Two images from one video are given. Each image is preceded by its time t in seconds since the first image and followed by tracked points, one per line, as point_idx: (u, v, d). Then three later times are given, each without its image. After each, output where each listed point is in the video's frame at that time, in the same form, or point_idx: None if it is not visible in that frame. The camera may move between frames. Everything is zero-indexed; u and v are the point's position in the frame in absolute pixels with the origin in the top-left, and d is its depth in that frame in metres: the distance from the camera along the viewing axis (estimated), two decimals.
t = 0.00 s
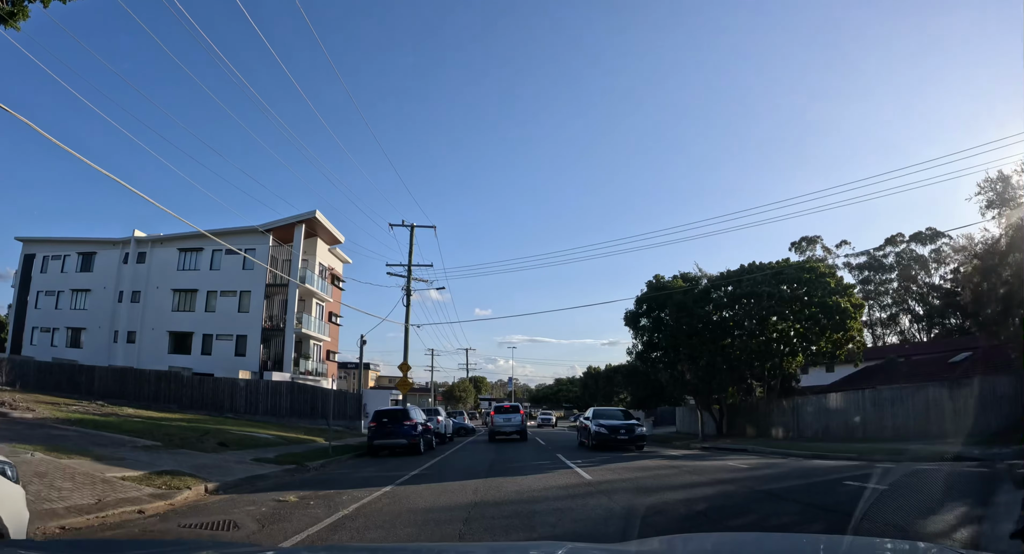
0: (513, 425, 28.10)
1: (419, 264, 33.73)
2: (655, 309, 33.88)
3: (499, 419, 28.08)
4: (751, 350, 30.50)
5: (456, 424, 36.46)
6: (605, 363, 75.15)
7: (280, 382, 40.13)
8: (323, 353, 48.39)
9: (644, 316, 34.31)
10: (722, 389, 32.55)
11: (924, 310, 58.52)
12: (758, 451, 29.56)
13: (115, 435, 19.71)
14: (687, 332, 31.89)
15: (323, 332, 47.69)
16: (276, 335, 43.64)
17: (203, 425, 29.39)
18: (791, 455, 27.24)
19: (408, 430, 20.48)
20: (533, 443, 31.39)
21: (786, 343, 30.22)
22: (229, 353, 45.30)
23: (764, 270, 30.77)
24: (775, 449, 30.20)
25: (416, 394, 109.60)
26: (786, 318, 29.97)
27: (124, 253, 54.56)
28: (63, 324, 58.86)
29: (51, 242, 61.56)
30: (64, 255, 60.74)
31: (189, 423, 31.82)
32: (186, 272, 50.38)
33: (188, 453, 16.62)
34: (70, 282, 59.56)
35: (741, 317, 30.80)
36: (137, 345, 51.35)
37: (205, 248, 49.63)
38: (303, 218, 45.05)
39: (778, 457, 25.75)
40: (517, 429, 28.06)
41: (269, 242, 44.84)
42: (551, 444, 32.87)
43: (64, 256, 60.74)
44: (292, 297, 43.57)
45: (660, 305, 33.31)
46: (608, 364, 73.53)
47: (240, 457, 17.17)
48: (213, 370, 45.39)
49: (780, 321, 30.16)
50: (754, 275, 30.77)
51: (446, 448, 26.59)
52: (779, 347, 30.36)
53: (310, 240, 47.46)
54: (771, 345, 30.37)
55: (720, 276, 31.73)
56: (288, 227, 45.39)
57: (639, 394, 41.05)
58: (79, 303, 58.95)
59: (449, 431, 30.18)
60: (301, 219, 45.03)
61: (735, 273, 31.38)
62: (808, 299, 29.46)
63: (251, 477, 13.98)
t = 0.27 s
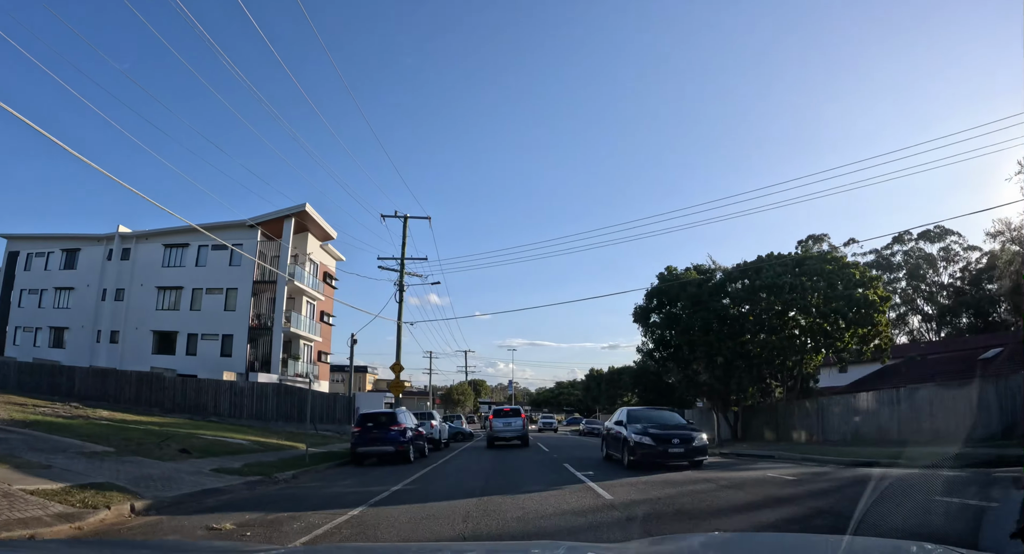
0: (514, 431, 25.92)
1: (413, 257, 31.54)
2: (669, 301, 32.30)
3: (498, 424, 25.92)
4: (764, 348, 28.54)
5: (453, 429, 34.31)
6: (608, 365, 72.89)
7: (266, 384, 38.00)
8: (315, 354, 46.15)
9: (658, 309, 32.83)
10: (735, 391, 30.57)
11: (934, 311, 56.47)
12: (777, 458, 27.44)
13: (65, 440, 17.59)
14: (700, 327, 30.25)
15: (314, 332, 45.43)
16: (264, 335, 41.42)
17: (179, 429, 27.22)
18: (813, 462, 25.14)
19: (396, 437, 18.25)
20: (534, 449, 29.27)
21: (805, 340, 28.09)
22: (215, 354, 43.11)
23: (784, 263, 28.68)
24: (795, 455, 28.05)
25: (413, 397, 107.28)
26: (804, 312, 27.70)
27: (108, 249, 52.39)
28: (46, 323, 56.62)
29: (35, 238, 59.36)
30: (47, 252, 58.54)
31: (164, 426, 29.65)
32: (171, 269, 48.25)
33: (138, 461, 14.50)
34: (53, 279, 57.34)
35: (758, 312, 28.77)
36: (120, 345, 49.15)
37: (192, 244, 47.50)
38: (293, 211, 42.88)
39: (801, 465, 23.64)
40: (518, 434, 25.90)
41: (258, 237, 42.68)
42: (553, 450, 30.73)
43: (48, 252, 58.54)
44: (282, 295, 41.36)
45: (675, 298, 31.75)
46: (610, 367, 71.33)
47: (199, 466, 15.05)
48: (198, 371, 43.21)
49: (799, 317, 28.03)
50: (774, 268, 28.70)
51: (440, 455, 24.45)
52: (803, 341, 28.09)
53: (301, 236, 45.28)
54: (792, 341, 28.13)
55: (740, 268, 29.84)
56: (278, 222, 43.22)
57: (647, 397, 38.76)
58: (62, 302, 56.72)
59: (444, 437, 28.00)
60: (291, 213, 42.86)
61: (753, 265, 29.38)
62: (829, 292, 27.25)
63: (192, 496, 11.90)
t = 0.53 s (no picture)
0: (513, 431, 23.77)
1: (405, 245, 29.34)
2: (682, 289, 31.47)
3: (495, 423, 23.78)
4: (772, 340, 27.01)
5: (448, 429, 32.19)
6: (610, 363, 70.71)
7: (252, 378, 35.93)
8: (305, 350, 43.83)
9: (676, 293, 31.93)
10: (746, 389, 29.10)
11: (943, 307, 54.32)
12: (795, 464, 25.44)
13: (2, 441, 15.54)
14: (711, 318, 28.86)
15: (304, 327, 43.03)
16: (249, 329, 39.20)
17: (150, 428, 25.11)
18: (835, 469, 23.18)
19: (380, 439, 16.10)
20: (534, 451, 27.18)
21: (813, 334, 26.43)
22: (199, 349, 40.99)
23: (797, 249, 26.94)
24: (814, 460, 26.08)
25: (411, 396, 105.19)
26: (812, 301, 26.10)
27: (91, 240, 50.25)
28: (28, 318, 54.48)
29: (17, 230, 57.20)
30: (30, 244, 56.37)
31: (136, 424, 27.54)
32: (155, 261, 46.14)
33: (69, 469, 12.47)
34: (36, 272, 55.21)
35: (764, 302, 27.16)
36: (102, 340, 47.03)
37: (176, 234, 45.40)
38: (281, 200, 40.68)
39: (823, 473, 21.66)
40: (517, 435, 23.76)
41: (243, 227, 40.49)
42: (554, 452, 28.65)
43: (31, 244, 56.38)
44: (269, 288, 39.21)
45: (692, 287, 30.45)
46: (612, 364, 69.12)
47: (143, 474, 13.01)
48: (181, 367, 41.14)
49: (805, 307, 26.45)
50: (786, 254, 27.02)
51: (432, 458, 22.34)
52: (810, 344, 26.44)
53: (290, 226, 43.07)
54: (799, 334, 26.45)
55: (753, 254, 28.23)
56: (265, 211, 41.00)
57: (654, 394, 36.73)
58: (45, 295, 54.58)
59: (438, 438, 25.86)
60: (278, 201, 40.65)
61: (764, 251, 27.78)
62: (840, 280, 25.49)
63: (146, 506, 10.49)
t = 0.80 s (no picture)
0: (512, 430, 21.71)
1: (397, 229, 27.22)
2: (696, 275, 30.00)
3: (492, 422, 21.72)
4: (782, 333, 25.51)
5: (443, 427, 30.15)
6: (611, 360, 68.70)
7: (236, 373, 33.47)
8: (294, 344, 41.46)
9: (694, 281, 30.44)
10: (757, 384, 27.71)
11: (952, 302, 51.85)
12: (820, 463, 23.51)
13: None
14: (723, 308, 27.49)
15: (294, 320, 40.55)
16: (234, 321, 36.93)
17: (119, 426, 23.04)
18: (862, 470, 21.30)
19: (362, 439, 13.99)
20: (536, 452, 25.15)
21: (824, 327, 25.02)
22: (182, 342, 38.90)
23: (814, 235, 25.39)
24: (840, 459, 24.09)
25: (408, 393, 103.08)
26: (821, 292, 24.78)
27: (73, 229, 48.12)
28: (9, 311, 52.33)
29: None
30: (12, 234, 54.24)
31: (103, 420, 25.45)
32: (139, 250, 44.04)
33: None
34: (17, 263, 53.07)
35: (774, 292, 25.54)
36: (83, 333, 44.92)
37: (161, 222, 43.30)
38: (268, 185, 38.55)
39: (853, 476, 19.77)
40: (517, 435, 21.69)
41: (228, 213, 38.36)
42: (557, 453, 26.62)
43: (13, 235, 54.24)
44: (255, 277, 37.04)
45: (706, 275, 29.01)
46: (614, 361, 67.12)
47: (72, 481, 10.95)
48: (164, 361, 39.05)
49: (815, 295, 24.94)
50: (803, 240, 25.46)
51: (424, 460, 20.26)
52: (819, 341, 25.31)
53: (280, 214, 40.90)
54: (802, 325, 25.31)
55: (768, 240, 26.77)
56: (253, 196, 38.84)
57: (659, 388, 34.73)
58: (27, 287, 52.44)
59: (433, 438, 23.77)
60: (265, 186, 38.53)
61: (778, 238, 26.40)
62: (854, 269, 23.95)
63: (68, 519, 8.85)
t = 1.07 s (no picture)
0: (511, 429, 19.77)
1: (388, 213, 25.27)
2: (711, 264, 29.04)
3: (488, 421, 19.78)
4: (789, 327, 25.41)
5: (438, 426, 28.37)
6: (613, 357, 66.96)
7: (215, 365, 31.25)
8: (282, 339, 39.50)
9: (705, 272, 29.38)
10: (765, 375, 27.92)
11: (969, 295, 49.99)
12: (848, 460, 21.75)
13: None
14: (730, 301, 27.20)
15: (282, 313, 38.60)
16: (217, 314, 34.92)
17: (83, 424, 21.07)
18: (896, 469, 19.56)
19: (335, 440, 12.08)
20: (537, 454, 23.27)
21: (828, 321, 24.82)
22: (164, 336, 36.88)
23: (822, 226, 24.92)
24: (869, 457, 22.27)
25: (406, 391, 101.41)
26: (825, 284, 24.65)
27: (54, 220, 46.01)
28: None
29: None
30: None
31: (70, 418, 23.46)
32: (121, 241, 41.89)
33: None
34: None
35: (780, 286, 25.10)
36: (63, 328, 42.83)
37: (143, 211, 41.29)
38: (255, 170, 36.44)
39: (889, 476, 18.02)
40: (517, 435, 19.77)
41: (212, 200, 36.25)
42: (560, 454, 24.76)
43: None
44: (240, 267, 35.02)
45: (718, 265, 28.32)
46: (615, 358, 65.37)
47: None
48: (145, 357, 37.09)
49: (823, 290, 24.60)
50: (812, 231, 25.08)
51: (414, 462, 18.34)
52: (820, 337, 25.49)
53: (267, 202, 38.86)
54: (806, 320, 25.10)
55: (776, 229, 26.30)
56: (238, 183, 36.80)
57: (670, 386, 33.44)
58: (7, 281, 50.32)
59: (425, 438, 21.89)
60: (252, 172, 36.41)
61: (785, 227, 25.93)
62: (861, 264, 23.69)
63: None
